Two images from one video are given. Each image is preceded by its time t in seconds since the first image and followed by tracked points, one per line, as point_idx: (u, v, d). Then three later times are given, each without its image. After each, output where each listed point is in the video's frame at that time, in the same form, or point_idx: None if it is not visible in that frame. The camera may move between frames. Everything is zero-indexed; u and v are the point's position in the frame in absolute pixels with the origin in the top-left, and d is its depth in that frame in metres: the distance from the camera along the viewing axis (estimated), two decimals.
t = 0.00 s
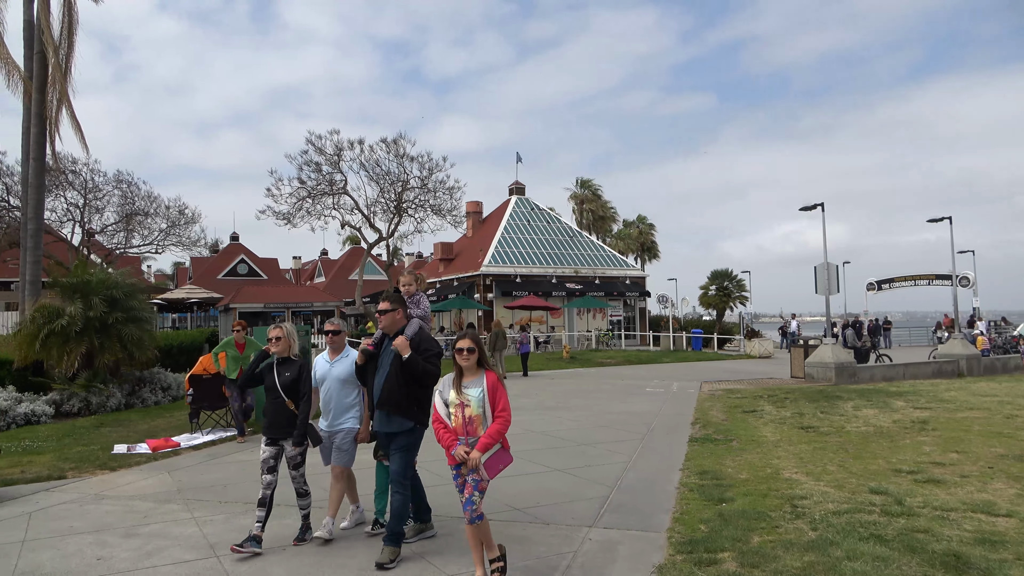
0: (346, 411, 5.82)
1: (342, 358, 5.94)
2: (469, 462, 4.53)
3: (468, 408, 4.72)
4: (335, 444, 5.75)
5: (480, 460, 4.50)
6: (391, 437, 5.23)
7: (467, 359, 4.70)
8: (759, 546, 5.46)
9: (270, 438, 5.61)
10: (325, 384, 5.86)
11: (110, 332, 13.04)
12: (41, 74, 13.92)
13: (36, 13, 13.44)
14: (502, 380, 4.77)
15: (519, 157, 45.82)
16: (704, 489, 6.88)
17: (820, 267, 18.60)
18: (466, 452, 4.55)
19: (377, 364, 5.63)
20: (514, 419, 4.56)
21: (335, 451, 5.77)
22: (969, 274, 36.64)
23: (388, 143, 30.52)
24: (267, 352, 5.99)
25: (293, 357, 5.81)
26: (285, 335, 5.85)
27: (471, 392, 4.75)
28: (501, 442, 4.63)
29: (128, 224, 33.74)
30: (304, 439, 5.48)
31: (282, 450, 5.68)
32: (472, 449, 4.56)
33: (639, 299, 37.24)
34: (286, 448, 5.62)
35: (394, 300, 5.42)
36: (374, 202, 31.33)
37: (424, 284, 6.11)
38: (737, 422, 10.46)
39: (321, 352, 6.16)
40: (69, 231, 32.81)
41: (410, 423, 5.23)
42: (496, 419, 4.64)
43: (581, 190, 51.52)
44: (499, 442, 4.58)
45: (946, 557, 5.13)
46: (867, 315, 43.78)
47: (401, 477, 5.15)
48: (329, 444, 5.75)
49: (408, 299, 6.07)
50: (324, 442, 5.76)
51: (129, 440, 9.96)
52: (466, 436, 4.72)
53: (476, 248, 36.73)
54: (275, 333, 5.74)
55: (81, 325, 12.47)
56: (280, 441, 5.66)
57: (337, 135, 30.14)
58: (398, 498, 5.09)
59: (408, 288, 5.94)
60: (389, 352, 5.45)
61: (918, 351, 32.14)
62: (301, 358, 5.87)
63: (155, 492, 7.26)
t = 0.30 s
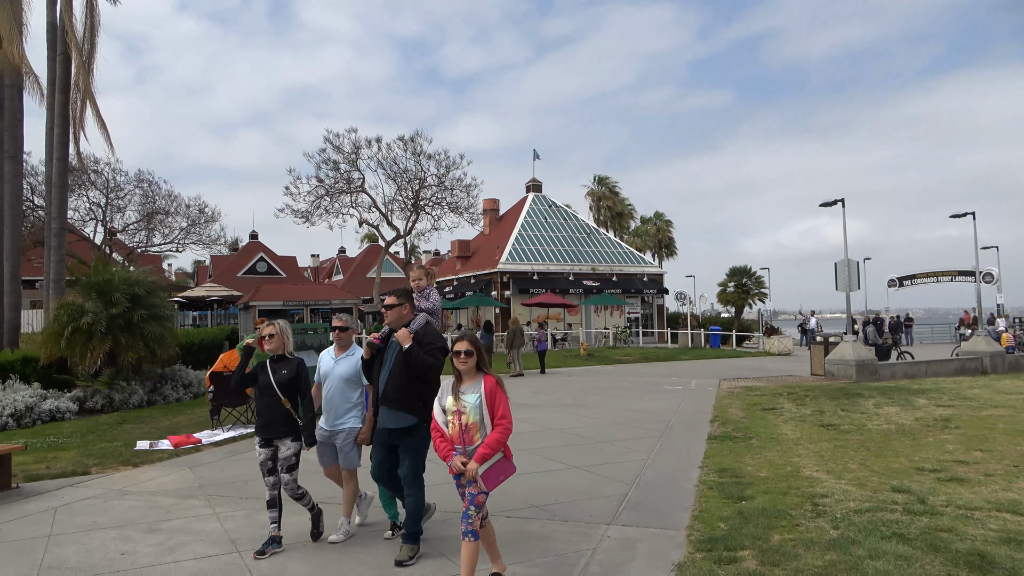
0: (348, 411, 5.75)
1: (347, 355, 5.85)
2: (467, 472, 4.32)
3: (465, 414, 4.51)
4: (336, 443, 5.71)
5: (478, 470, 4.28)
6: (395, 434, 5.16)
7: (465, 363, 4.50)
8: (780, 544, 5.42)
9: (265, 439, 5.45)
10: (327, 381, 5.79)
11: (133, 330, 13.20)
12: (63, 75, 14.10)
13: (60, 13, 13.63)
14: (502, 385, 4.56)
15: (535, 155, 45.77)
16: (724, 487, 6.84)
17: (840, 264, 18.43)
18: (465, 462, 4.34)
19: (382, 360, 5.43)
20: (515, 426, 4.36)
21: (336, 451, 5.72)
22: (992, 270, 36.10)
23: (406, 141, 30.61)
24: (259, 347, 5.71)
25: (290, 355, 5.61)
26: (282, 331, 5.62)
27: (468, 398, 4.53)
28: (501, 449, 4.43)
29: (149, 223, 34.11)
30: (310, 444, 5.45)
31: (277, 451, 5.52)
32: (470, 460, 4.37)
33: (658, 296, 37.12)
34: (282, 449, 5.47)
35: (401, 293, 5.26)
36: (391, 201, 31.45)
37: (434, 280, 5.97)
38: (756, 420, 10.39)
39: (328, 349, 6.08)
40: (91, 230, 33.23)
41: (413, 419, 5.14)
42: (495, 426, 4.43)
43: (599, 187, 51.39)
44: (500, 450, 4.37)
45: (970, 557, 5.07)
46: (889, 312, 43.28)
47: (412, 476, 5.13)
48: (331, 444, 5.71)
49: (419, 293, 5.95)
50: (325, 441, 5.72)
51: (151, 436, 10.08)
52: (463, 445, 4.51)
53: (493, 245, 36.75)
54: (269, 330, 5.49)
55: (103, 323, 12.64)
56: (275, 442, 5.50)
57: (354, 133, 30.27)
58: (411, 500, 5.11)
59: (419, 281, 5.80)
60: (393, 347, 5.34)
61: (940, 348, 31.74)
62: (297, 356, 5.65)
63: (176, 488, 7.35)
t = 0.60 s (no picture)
0: (352, 408, 5.54)
1: (350, 353, 5.68)
2: (456, 475, 4.07)
3: (459, 414, 4.26)
4: (341, 443, 5.50)
5: (466, 474, 4.02)
6: (406, 436, 5.00)
7: (457, 358, 4.25)
8: (801, 543, 5.39)
9: (265, 438, 5.37)
10: (330, 379, 5.61)
11: (155, 327, 13.34)
12: (87, 75, 14.26)
13: (83, 13, 13.78)
14: (498, 383, 4.28)
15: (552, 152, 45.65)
16: (743, 486, 6.80)
17: (862, 261, 18.25)
18: (454, 465, 4.09)
19: (389, 358, 5.35)
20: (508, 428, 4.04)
21: (341, 451, 5.51)
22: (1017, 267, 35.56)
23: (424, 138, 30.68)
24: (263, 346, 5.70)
25: (289, 352, 5.54)
26: (281, 329, 5.56)
27: (463, 397, 4.29)
28: (494, 453, 4.13)
29: (170, 220, 34.45)
30: (306, 444, 5.26)
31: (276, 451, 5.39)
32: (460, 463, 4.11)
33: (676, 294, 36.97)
34: (279, 448, 5.32)
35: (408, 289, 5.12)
36: (410, 198, 31.54)
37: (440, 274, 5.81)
38: (776, 418, 10.34)
39: (330, 348, 5.90)
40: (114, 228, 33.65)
41: (424, 421, 5.01)
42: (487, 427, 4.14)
43: (617, 184, 51.24)
44: (491, 454, 4.07)
45: (996, 557, 5.00)
46: (911, 310, 42.81)
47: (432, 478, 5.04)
48: (334, 444, 5.50)
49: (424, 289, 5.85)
50: (328, 441, 5.50)
51: (173, 432, 10.18)
52: (456, 447, 4.26)
53: (510, 243, 36.74)
54: (268, 327, 5.46)
55: (126, 320, 12.79)
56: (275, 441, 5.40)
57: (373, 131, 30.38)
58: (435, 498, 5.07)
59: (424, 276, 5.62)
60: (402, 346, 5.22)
61: (963, 346, 31.34)
62: (297, 354, 5.56)
63: (198, 483, 7.42)
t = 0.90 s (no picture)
0: (354, 407, 5.39)
1: (352, 351, 5.56)
2: (445, 489, 3.88)
3: (449, 423, 4.04)
4: (343, 442, 5.37)
5: (455, 490, 3.82)
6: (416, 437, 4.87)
7: (449, 365, 4.03)
8: (826, 542, 5.35)
9: (263, 439, 5.23)
10: (334, 377, 5.50)
11: (180, 325, 13.50)
12: (113, 75, 14.45)
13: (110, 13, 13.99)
14: (491, 392, 4.06)
15: (572, 148, 45.51)
16: (767, 484, 6.76)
17: (887, 257, 18.05)
18: (443, 478, 3.89)
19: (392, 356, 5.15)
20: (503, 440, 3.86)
21: (343, 450, 5.38)
22: None
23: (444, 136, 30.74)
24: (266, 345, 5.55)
25: (288, 353, 5.37)
26: (282, 328, 5.37)
27: (453, 405, 4.06)
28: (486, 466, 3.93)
29: (194, 219, 34.85)
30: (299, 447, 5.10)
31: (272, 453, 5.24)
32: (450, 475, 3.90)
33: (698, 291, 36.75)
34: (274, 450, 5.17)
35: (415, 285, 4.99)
36: (430, 196, 31.63)
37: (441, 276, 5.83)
38: (800, 416, 10.26)
39: (331, 346, 5.79)
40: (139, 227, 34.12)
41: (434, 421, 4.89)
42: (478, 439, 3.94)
43: (637, 181, 51.03)
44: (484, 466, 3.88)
45: None
46: (937, 308, 42.20)
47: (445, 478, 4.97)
48: (338, 443, 5.39)
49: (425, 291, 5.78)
50: (331, 441, 5.41)
51: (198, 428, 10.30)
52: (445, 458, 4.05)
53: (531, 240, 36.74)
54: (268, 326, 5.28)
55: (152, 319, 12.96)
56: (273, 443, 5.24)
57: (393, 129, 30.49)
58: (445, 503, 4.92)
59: (425, 277, 5.64)
60: (406, 344, 5.06)
61: (990, 343, 30.85)
62: (295, 355, 5.39)
63: (223, 479, 7.50)
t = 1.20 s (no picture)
0: (356, 408, 5.34)
1: (356, 351, 5.52)
2: (431, 488, 3.77)
3: (440, 422, 3.95)
4: (345, 443, 5.32)
5: (443, 488, 3.71)
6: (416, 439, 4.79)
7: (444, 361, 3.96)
8: (852, 542, 5.29)
9: (260, 439, 5.14)
10: (338, 379, 5.49)
11: (205, 323, 13.66)
12: (139, 76, 14.62)
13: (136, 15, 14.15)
14: (485, 394, 3.99)
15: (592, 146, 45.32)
16: (791, 484, 6.70)
17: (913, 254, 17.81)
18: (430, 477, 3.78)
19: (392, 356, 5.04)
20: (498, 444, 3.78)
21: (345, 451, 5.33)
22: None
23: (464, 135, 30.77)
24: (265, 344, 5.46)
25: (285, 351, 5.26)
26: (279, 326, 5.26)
27: (445, 403, 3.97)
28: (476, 469, 3.84)
29: (218, 218, 35.21)
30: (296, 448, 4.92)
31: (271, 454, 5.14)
32: (437, 473, 3.78)
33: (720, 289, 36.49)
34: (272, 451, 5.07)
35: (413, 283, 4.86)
36: (450, 194, 31.67)
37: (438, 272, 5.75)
38: (824, 415, 10.16)
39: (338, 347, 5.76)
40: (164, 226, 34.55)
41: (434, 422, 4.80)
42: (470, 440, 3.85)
43: (658, 178, 50.77)
44: (475, 469, 3.78)
45: None
46: (965, 305, 41.55)
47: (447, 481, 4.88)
48: (341, 444, 5.35)
49: (425, 287, 5.68)
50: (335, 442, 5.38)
51: (223, 425, 10.42)
52: (433, 458, 3.95)
53: (552, 237, 36.71)
54: (266, 324, 5.19)
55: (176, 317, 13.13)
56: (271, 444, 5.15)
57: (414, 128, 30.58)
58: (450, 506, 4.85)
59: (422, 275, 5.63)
60: (406, 344, 4.95)
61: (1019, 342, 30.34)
62: (292, 352, 5.26)
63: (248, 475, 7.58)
